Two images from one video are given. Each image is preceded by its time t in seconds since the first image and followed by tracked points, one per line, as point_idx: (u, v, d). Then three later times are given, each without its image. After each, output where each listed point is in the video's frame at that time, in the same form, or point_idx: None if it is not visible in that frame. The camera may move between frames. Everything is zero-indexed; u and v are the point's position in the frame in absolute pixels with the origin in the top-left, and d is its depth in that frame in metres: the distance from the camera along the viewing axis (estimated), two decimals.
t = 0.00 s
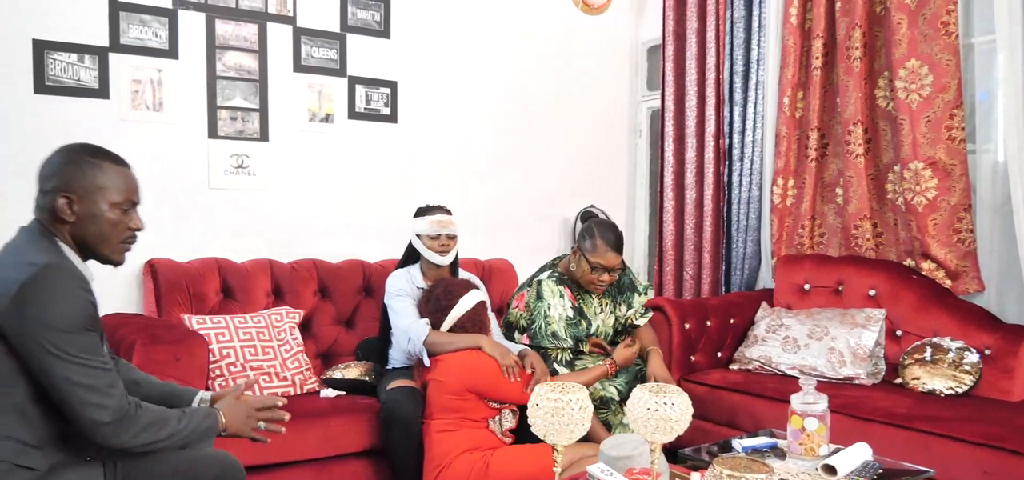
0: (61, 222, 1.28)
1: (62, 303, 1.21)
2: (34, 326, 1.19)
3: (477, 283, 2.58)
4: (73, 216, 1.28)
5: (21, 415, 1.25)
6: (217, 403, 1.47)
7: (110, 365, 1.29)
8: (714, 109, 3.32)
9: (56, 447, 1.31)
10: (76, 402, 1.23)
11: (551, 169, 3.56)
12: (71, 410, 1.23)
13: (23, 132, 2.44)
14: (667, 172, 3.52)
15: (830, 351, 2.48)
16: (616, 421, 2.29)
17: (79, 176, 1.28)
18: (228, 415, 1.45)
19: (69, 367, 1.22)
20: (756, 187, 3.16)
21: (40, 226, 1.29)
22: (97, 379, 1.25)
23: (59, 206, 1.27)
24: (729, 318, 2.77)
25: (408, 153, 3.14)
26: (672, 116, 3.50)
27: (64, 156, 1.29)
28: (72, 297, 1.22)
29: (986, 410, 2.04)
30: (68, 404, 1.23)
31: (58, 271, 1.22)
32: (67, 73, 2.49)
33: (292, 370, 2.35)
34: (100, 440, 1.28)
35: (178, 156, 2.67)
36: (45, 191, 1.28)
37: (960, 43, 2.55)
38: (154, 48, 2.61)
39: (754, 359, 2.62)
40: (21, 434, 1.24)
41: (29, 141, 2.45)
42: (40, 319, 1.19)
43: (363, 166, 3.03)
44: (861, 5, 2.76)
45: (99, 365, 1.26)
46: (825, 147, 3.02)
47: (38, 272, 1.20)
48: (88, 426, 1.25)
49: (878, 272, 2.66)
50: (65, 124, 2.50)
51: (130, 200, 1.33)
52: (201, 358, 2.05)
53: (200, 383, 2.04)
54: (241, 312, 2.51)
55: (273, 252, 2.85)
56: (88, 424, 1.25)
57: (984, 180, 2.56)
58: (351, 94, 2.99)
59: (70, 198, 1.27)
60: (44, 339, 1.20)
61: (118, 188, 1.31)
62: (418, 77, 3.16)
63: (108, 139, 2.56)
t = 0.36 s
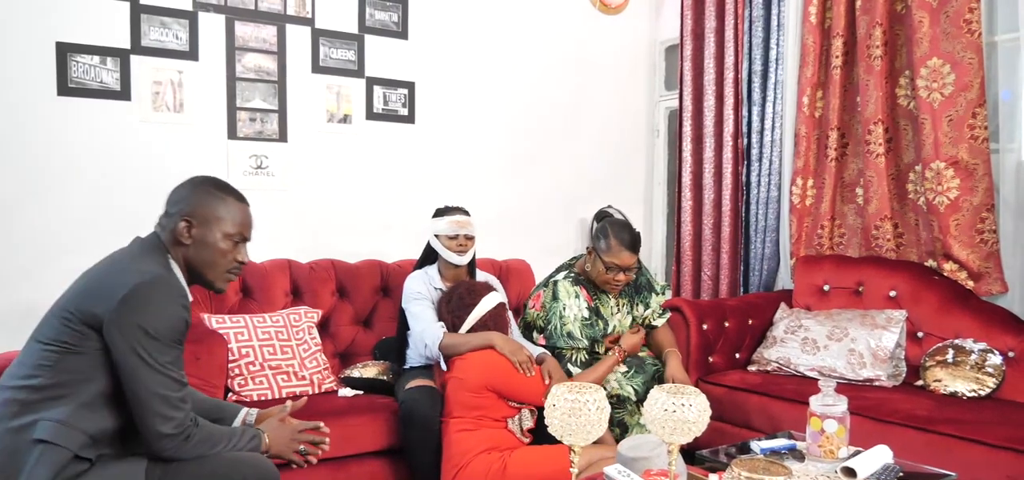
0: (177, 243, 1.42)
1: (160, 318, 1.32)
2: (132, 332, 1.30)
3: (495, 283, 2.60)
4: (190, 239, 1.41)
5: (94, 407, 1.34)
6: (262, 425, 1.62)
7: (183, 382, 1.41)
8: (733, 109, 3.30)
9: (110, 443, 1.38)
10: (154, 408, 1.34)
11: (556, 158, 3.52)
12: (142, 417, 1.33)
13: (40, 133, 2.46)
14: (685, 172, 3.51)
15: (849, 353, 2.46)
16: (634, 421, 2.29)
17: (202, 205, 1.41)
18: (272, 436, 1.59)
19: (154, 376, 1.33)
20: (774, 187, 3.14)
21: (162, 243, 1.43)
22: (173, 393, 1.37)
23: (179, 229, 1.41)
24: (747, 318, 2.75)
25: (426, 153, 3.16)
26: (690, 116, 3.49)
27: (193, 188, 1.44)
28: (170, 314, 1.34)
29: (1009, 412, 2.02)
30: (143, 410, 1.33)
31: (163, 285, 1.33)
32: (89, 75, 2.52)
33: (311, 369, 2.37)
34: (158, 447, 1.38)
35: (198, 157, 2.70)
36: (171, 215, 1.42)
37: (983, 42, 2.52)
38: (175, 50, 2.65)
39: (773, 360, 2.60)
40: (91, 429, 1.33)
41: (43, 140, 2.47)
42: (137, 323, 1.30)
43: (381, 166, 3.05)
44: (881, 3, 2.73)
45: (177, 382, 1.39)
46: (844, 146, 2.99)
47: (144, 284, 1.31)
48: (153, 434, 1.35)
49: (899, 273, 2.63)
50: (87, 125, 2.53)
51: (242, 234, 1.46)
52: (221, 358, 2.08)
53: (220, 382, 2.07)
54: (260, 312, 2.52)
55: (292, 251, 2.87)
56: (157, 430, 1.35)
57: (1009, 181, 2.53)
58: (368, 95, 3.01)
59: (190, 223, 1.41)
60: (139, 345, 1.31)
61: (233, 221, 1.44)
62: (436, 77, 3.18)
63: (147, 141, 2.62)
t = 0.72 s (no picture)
0: (192, 246, 1.44)
1: (169, 322, 1.33)
2: (140, 335, 1.31)
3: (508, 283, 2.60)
4: (203, 242, 1.43)
5: (104, 411, 1.35)
6: (276, 424, 1.65)
7: (192, 386, 1.42)
8: (747, 109, 3.28)
9: (121, 447, 1.39)
10: (163, 411, 1.34)
11: (576, 158, 3.54)
12: (151, 420, 1.34)
13: (43, 132, 2.48)
14: (699, 172, 3.50)
15: (864, 354, 2.44)
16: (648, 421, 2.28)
17: (216, 209, 1.43)
18: (285, 434, 1.63)
19: (162, 380, 1.34)
20: (789, 186, 3.12)
21: (176, 245, 1.45)
22: (182, 397, 1.38)
23: (193, 232, 1.42)
24: (761, 319, 2.74)
25: (439, 154, 3.17)
26: (704, 116, 3.47)
27: (206, 191, 1.45)
28: (179, 317, 1.35)
29: None
30: (152, 414, 1.34)
31: (172, 289, 1.34)
32: (106, 77, 2.55)
33: (325, 369, 2.39)
34: (167, 450, 1.39)
35: (213, 157, 2.72)
36: (185, 218, 1.44)
37: (1001, 40, 2.49)
38: (191, 52, 2.67)
39: (788, 361, 2.59)
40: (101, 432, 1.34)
41: (43, 140, 2.48)
42: (146, 327, 1.31)
43: (394, 166, 3.07)
44: (898, 2, 2.71)
45: (186, 385, 1.39)
46: (860, 146, 2.97)
47: (153, 287, 1.33)
48: (162, 437, 1.36)
49: (915, 274, 2.61)
50: (103, 126, 2.56)
51: (255, 237, 1.47)
52: (235, 357, 2.10)
53: (235, 381, 2.09)
54: (275, 311, 2.54)
55: (305, 252, 2.89)
56: (165, 433, 1.36)
57: None
58: (382, 95, 3.03)
59: (204, 227, 1.43)
60: (147, 349, 1.31)
61: (247, 224, 1.45)
62: (449, 77, 3.18)
63: (150, 140, 2.63)
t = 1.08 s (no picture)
0: (218, 248, 1.46)
1: (191, 325, 1.35)
2: (162, 339, 1.33)
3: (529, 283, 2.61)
4: (229, 244, 1.46)
5: (128, 412, 1.37)
6: (298, 421, 1.67)
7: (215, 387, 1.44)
8: (770, 107, 3.25)
9: (146, 448, 1.42)
10: (186, 413, 1.37)
11: (597, 158, 3.53)
12: (174, 421, 1.37)
13: (44, 121, 2.48)
14: (721, 171, 3.47)
15: (890, 355, 2.41)
16: (669, 421, 2.28)
17: (242, 211, 1.46)
18: (306, 430, 1.65)
19: (185, 382, 1.36)
20: (813, 186, 3.09)
21: (202, 246, 1.48)
22: (205, 399, 1.40)
23: (220, 235, 1.45)
24: (785, 320, 2.71)
25: (460, 154, 3.18)
26: (727, 114, 3.45)
27: (231, 192, 1.48)
28: (201, 321, 1.37)
29: None
30: (175, 415, 1.36)
31: (194, 293, 1.36)
32: (132, 78, 2.59)
33: (346, 367, 2.41)
34: (191, 451, 1.41)
35: (235, 158, 2.76)
36: (210, 220, 1.46)
37: None
38: (214, 53, 2.71)
39: (811, 362, 2.56)
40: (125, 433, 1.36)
41: (34, 138, 2.47)
42: (168, 331, 1.33)
43: (416, 166, 3.09)
44: None
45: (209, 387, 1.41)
46: (885, 144, 2.94)
47: (175, 291, 1.35)
48: (185, 438, 1.39)
49: (942, 275, 2.58)
50: (129, 127, 2.60)
51: (280, 239, 1.50)
52: (258, 355, 2.13)
53: (258, 379, 2.11)
54: (297, 310, 2.57)
55: (327, 252, 2.92)
56: (188, 435, 1.38)
57: None
58: (404, 96, 3.05)
59: (230, 229, 1.45)
60: (169, 352, 1.33)
61: (273, 226, 1.47)
62: (470, 77, 3.20)
63: (144, 140, 2.62)
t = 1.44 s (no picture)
0: (237, 250, 1.48)
1: (207, 326, 1.36)
2: (179, 339, 1.34)
3: (539, 283, 2.61)
4: (248, 246, 1.47)
5: (144, 411, 1.39)
6: (309, 418, 1.68)
7: (231, 387, 1.45)
8: (783, 106, 3.23)
9: (161, 447, 1.43)
10: (202, 413, 1.38)
11: (596, 159, 3.50)
12: (191, 420, 1.38)
13: (55, 121, 2.50)
14: (733, 170, 3.46)
15: (903, 355, 2.40)
16: (680, 421, 2.27)
17: (261, 214, 1.47)
18: (318, 428, 1.66)
19: (201, 382, 1.37)
20: (825, 185, 3.07)
21: (220, 247, 1.49)
22: (221, 399, 1.41)
23: (239, 237, 1.46)
24: (797, 320, 2.70)
25: (471, 154, 3.19)
26: (739, 113, 3.44)
27: (251, 195, 1.49)
28: (217, 322, 1.38)
29: None
30: (191, 415, 1.38)
31: (211, 295, 1.37)
32: (146, 78, 2.62)
33: (358, 367, 2.43)
34: (206, 450, 1.42)
35: (248, 157, 2.78)
36: (230, 221, 1.48)
37: None
38: (227, 53, 2.73)
39: (824, 362, 2.55)
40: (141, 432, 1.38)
41: (40, 139, 2.49)
42: (186, 331, 1.34)
43: (427, 166, 3.10)
44: None
45: (225, 387, 1.42)
46: (899, 143, 2.92)
47: (192, 292, 1.36)
48: (201, 438, 1.40)
49: (956, 274, 2.56)
50: (142, 127, 2.62)
51: (299, 242, 1.51)
52: (270, 354, 2.14)
53: (270, 378, 2.13)
54: (309, 309, 2.58)
55: (339, 251, 2.94)
56: (204, 435, 1.40)
57: None
58: (415, 95, 3.06)
59: (249, 231, 1.47)
60: (186, 352, 1.35)
61: (291, 230, 1.48)
62: (482, 77, 3.20)
63: (154, 140, 2.64)
